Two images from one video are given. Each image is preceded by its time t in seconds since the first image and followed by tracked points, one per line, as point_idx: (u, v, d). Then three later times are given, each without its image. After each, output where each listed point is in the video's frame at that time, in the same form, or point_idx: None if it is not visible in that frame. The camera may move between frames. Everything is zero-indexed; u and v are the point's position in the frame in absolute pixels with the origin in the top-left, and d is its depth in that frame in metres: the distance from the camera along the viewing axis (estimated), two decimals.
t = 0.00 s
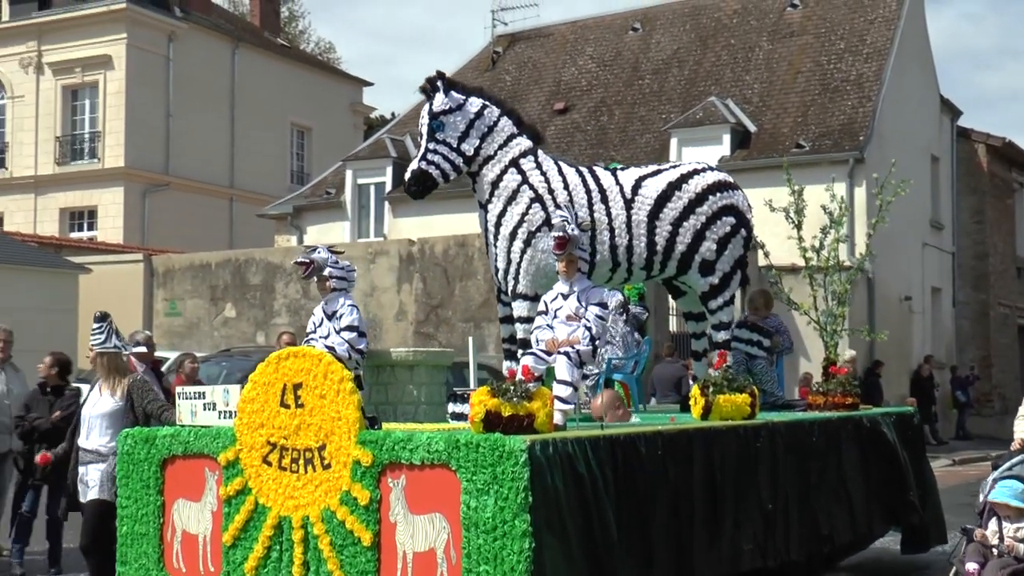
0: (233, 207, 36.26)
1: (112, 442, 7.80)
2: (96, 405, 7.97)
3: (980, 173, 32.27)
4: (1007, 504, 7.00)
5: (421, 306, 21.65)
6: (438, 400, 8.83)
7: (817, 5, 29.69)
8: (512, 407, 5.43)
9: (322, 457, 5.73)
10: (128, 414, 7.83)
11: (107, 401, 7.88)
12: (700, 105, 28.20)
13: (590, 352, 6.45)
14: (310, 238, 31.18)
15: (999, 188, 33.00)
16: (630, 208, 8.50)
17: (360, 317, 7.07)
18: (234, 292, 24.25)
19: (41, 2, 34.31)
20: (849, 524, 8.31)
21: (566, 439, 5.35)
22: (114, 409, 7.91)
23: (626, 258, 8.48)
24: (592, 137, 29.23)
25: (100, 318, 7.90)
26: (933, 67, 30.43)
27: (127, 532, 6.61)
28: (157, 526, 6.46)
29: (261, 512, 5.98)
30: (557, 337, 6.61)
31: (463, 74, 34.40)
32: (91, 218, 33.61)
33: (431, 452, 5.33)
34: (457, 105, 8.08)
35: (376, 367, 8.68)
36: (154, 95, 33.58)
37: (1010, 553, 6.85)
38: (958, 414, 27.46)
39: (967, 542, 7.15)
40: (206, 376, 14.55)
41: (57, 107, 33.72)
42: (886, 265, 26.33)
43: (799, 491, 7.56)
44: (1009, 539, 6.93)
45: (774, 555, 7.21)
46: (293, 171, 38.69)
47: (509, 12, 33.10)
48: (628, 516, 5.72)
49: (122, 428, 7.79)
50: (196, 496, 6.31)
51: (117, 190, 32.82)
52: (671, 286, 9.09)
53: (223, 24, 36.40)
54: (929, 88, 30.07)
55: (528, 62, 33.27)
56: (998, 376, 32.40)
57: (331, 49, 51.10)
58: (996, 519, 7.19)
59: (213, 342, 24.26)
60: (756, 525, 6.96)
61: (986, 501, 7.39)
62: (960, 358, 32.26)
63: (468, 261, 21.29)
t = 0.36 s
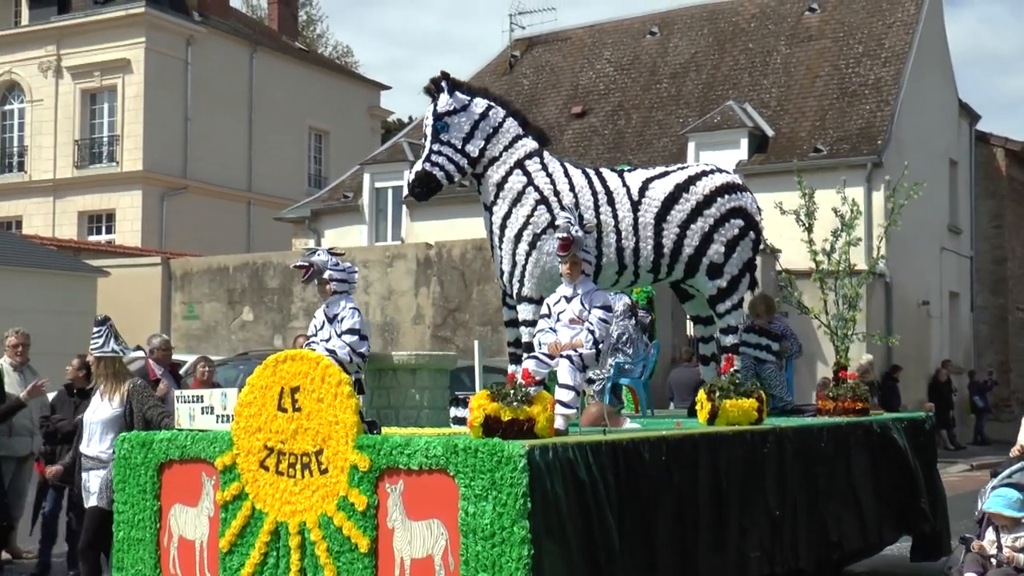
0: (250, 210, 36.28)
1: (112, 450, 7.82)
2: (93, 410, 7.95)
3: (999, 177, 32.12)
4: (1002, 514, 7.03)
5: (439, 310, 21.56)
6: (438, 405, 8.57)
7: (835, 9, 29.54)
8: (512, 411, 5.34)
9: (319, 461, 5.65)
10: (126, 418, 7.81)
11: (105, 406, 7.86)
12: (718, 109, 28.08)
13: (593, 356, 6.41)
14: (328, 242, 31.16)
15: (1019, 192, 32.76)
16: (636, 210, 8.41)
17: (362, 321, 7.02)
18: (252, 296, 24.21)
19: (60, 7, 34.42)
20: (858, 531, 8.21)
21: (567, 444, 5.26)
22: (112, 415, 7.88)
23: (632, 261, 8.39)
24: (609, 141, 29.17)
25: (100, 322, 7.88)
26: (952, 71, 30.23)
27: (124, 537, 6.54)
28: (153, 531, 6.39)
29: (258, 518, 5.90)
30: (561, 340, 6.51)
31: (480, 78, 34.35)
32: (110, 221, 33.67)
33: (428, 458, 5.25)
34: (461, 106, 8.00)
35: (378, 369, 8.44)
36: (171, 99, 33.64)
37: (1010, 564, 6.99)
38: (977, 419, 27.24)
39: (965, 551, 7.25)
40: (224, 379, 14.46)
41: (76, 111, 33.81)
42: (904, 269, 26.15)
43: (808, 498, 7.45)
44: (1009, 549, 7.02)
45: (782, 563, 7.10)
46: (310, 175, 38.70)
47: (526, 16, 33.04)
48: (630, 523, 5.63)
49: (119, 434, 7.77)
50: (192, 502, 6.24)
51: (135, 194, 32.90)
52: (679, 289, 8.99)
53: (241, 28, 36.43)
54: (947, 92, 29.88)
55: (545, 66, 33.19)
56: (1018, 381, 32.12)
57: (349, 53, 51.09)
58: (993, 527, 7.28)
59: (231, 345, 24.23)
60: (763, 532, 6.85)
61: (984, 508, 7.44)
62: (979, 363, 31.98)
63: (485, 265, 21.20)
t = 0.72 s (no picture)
0: (257, 213, 36.22)
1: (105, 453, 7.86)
2: (87, 411, 7.95)
3: (1006, 182, 32.05)
4: (994, 522, 6.99)
5: (445, 314, 21.43)
6: (433, 408, 7.35)
7: (843, 13, 29.44)
8: (500, 415, 5.26)
9: (305, 466, 5.57)
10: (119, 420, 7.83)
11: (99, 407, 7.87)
12: (725, 113, 27.99)
13: (585, 360, 6.37)
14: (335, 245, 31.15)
15: None
16: (632, 212, 8.33)
17: (349, 323, 6.97)
18: (259, 299, 24.13)
19: (69, 10, 34.41)
20: (857, 538, 8.11)
21: (556, 449, 5.17)
22: (105, 416, 7.88)
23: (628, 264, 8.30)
24: (616, 145, 29.11)
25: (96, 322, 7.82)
26: (959, 75, 30.11)
27: (109, 542, 6.46)
28: (138, 537, 6.31)
29: (243, 523, 5.81)
30: (551, 344, 6.40)
31: (487, 82, 34.30)
32: (117, 224, 33.59)
33: (415, 462, 5.17)
34: (455, 107, 7.94)
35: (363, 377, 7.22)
36: (179, 102, 33.62)
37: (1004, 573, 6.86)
38: (984, 424, 27.10)
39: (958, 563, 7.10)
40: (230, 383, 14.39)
41: (84, 114, 33.79)
42: (911, 274, 26.03)
43: (805, 505, 7.35)
44: (1002, 559, 6.92)
45: (779, 570, 7.01)
46: (317, 178, 38.65)
47: (533, 19, 32.98)
48: (621, 530, 5.54)
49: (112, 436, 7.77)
50: (177, 507, 6.15)
51: (142, 196, 32.85)
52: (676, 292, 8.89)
53: (248, 32, 36.39)
54: (955, 96, 29.77)
55: (552, 70, 33.13)
56: None
57: (355, 56, 51.07)
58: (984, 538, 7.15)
59: (238, 348, 24.12)
60: (759, 539, 6.76)
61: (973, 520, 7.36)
62: (986, 368, 31.82)
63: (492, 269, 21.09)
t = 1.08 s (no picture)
0: (262, 218, 36.17)
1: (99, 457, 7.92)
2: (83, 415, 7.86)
3: (1012, 187, 32.05)
4: (990, 532, 6.89)
5: (449, 318, 21.20)
6: (426, 414, 7.30)
7: (848, 18, 29.37)
8: (489, 421, 5.19)
9: (292, 471, 5.51)
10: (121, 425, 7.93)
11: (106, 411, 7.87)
12: (729, 118, 27.92)
13: (577, 364, 6.25)
14: (340, 250, 31.14)
15: None
16: (627, 215, 8.26)
17: (338, 326, 6.89)
18: (263, 303, 23.65)
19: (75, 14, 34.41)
20: (856, 545, 8.02)
21: (545, 454, 5.09)
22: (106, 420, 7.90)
23: (623, 267, 8.22)
24: (620, 150, 29.04)
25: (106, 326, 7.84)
26: (964, 80, 30.01)
27: (96, 548, 6.40)
28: (125, 543, 6.25)
29: (229, 529, 5.74)
30: (542, 348, 6.34)
31: (492, 86, 34.24)
32: (123, 228, 33.53)
33: (402, 468, 5.10)
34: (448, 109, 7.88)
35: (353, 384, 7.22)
36: (184, 106, 33.60)
37: None
38: (990, 430, 26.97)
39: None
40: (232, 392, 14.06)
41: (89, 119, 33.78)
42: (916, 279, 25.92)
43: (802, 511, 7.27)
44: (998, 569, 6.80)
45: None
46: (322, 183, 38.60)
47: (537, 24, 32.93)
48: (612, 537, 5.46)
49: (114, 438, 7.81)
50: (164, 512, 6.07)
51: (147, 201, 32.81)
52: (673, 296, 8.81)
53: (253, 36, 36.34)
54: (960, 101, 29.67)
55: (557, 75, 33.07)
56: None
57: (360, 61, 51.04)
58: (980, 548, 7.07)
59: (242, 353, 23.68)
60: (755, 546, 6.68)
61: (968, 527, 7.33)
62: (991, 373, 31.68)
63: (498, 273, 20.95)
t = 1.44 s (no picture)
0: (271, 221, 36.21)
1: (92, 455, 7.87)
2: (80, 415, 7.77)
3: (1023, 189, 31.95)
4: (993, 540, 6.63)
5: (458, 321, 21.07)
6: (425, 418, 7.23)
7: (857, 19, 29.25)
8: (484, 424, 5.11)
9: (285, 475, 5.45)
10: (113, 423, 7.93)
11: (97, 417, 7.81)
12: (738, 121, 27.84)
13: (574, 366, 6.19)
14: (348, 253, 31.06)
15: None
16: (628, 216, 8.19)
17: (335, 328, 6.84)
18: (272, 306, 23.57)
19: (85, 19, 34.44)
20: (860, 550, 7.95)
21: (541, 458, 5.03)
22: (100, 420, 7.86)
23: (624, 268, 8.15)
24: (629, 152, 28.98)
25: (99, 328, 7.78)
26: (974, 81, 29.88)
27: (90, 552, 6.34)
28: (119, 547, 6.20)
29: (222, 533, 5.68)
30: (540, 350, 6.32)
31: (500, 89, 34.17)
32: (132, 232, 33.57)
33: (395, 472, 5.03)
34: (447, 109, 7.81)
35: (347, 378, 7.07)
36: (193, 110, 33.60)
37: None
38: (1000, 433, 26.83)
39: None
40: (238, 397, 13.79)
41: (99, 123, 33.80)
42: (926, 281, 25.80)
43: (804, 516, 7.20)
44: None
45: None
46: (331, 186, 38.59)
47: (546, 27, 32.87)
48: (609, 543, 5.39)
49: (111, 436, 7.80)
50: (158, 516, 6.02)
51: (156, 204, 32.87)
52: (674, 298, 8.74)
53: (262, 40, 36.33)
54: (970, 102, 29.54)
55: (565, 77, 33.02)
56: None
57: (368, 64, 51.03)
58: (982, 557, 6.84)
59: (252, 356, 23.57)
60: (756, 552, 6.60)
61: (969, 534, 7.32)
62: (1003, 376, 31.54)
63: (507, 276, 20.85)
